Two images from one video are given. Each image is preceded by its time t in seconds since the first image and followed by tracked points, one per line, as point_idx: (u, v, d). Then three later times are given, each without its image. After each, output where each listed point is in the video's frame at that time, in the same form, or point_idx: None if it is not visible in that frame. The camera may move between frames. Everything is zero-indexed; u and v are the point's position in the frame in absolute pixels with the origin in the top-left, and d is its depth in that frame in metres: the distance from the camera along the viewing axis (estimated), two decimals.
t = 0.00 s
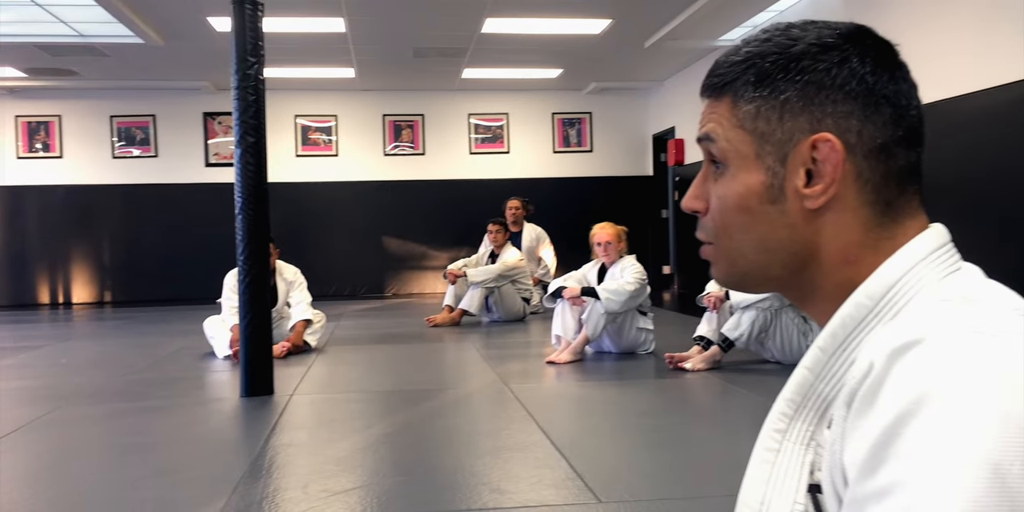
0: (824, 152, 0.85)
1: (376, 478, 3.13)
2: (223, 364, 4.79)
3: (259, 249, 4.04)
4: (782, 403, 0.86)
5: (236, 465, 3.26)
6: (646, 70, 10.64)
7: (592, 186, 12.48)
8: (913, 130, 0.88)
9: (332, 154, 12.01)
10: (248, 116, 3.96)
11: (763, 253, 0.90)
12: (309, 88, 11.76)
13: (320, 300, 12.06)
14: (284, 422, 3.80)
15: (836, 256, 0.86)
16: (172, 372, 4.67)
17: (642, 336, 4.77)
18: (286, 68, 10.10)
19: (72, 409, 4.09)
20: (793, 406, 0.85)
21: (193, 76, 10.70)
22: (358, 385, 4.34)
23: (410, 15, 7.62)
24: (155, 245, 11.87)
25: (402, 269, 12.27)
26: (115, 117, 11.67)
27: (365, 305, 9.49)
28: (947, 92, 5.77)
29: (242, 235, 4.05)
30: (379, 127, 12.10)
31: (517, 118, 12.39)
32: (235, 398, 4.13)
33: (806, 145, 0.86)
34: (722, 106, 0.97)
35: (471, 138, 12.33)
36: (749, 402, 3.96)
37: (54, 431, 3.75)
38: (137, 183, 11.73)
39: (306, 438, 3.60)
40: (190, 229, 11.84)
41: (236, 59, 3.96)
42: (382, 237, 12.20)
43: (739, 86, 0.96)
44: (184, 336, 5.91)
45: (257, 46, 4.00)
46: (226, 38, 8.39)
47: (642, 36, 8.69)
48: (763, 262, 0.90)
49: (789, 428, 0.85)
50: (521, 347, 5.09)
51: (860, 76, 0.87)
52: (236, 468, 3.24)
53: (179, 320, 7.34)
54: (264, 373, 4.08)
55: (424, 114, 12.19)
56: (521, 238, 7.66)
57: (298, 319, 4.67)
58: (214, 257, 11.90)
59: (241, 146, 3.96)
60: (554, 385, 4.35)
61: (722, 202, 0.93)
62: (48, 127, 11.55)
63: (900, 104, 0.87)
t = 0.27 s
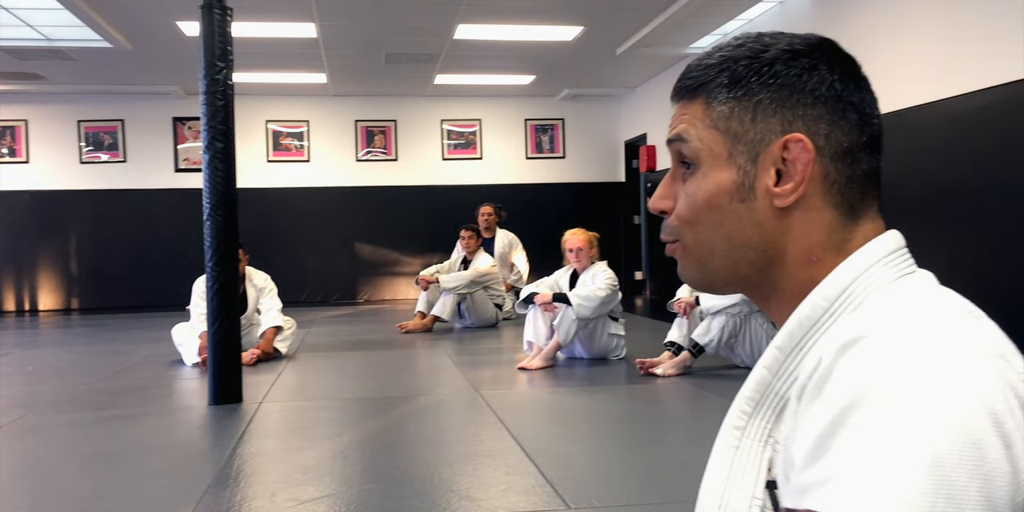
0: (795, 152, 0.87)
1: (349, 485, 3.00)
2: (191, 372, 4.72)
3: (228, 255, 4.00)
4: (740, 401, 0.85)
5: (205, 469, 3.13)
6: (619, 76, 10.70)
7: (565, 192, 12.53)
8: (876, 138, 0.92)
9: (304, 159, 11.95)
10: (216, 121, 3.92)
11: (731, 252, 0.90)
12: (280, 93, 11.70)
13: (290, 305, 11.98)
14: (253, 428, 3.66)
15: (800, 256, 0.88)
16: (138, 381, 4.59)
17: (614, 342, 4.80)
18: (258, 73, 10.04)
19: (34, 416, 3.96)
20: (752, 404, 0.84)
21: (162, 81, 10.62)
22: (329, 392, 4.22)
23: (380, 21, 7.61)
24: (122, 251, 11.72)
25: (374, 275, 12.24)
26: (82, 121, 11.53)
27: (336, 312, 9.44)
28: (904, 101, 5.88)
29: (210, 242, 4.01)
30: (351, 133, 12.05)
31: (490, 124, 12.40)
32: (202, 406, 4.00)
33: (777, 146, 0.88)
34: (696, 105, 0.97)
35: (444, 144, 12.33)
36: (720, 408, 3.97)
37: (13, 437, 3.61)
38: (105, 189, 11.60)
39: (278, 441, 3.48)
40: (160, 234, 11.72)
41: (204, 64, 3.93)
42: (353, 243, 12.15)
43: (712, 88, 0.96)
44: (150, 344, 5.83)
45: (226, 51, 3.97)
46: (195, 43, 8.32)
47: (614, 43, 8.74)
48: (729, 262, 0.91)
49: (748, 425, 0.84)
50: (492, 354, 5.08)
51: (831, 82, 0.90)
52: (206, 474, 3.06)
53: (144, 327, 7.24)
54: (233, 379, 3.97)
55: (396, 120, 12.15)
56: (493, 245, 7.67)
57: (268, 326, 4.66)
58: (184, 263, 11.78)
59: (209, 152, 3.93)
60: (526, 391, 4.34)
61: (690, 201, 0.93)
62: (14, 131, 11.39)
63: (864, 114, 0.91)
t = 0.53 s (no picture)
0: (777, 156, 0.97)
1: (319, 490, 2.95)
2: (161, 378, 4.68)
3: (199, 260, 3.96)
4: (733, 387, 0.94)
5: (176, 476, 3.06)
6: (594, 81, 10.76)
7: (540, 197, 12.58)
8: (836, 127, 1.05)
9: (277, 163, 11.88)
10: (187, 125, 3.89)
11: (727, 264, 0.97)
12: (253, 97, 11.64)
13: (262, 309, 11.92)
14: (224, 434, 3.59)
15: (785, 251, 1.00)
16: (107, 387, 4.52)
17: (588, 346, 4.83)
18: (230, 76, 9.96)
19: None
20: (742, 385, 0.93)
21: (132, 83, 10.49)
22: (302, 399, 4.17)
23: (353, 25, 7.60)
24: (91, 255, 11.58)
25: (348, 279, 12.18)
26: (51, 124, 11.35)
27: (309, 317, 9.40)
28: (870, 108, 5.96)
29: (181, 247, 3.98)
30: (325, 137, 11.99)
31: (465, 128, 12.41)
32: (172, 412, 3.94)
33: (757, 154, 0.96)
34: (661, 130, 1.00)
35: (418, 148, 12.32)
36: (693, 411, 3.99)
37: None
38: (73, 192, 11.44)
39: (251, 447, 3.42)
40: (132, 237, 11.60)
41: (175, 68, 3.89)
42: (328, 247, 12.13)
43: (677, 108, 0.99)
44: (118, 350, 5.76)
45: (196, 54, 3.94)
46: (165, 45, 8.22)
47: (588, 49, 8.79)
48: (726, 271, 0.98)
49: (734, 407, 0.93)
50: (466, 359, 5.08)
51: (791, 83, 1.01)
52: (177, 479, 3.02)
53: (113, 332, 7.14)
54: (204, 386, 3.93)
55: (370, 123, 12.09)
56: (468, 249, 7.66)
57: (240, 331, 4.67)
58: (155, 267, 11.69)
59: (179, 156, 3.90)
60: (499, 396, 4.34)
61: (680, 222, 0.97)
62: None
63: (824, 106, 1.03)
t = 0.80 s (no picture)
0: (714, 161, 0.94)
1: (296, 492, 2.94)
2: (135, 382, 4.63)
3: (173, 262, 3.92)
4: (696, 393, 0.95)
5: (148, 481, 3.01)
6: (572, 85, 10.82)
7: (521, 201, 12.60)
8: (783, 129, 1.01)
9: (253, 166, 11.88)
10: (162, 126, 3.86)
11: (675, 266, 0.97)
12: (231, 99, 11.60)
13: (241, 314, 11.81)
14: (199, 438, 3.54)
15: (734, 253, 0.98)
16: (80, 391, 4.46)
17: (566, 349, 4.84)
18: (206, 78, 9.91)
19: None
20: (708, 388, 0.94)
21: (108, 85, 10.43)
22: (279, 402, 4.13)
23: (330, 28, 7.60)
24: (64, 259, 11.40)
25: (327, 282, 12.13)
26: (24, 127, 11.29)
27: (288, 321, 9.35)
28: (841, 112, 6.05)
29: (156, 249, 3.94)
30: (302, 140, 12.00)
31: (444, 132, 12.43)
32: (147, 416, 3.88)
33: (696, 159, 0.95)
34: (608, 143, 1.01)
35: (397, 151, 12.31)
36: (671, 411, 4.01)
37: None
38: (47, 196, 11.31)
39: (226, 451, 3.38)
40: (106, 241, 11.45)
41: (150, 69, 3.87)
42: (305, 250, 12.02)
43: (620, 119, 1.00)
44: (91, 354, 5.69)
45: (173, 54, 3.92)
46: (140, 47, 8.17)
47: (566, 53, 8.85)
48: (674, 272, 0.98)
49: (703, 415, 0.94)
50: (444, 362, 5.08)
51: (728, 87, 0.97)
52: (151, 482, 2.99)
53: (87, 338, 7.06)
54: (179, 389, 3.88)
55: (348, 126, 12.11)
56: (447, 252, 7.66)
57: (217, 334, 4.66)
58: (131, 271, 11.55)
59: (154, 157, 3.86)
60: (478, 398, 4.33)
61: (627, 229, 0.97)
62: None
63: (767, 109, 0.99)
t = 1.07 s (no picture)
0: (690, 155, 0.95)
1: (277, 493, 2.93)
2: (114, 384, 4.58)
3: (152, 263, 3.90)
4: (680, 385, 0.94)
5: (126, 482, 2.98)
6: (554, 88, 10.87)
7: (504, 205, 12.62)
8: (745, 118, 1.03)
9: (235, 167, 11.83)
10: (141, 125, 3.84)
11: (656, 262, 0.97)
12: (211, 100, 11.55)
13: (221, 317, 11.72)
14: (179, 439, 3.51)
15: (715, 244, 0.97)
16: (58, 393, 4.41)
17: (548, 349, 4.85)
18: (185, 79, 9.87)
19: None
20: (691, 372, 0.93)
21: (87, 86, 10.35)
22: (260, 404, 4.11)
23: (312, 28, 7.60)
24: (41, 262, 11.24)
25: (307, 284, 12.07)
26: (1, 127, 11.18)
27: (269, 323, 9.28)
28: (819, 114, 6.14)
29: (134, 249, 3.91)
30: (283, 141, 11.97)
31: (426, 134, 12.43)
32: (126, 417, 3.84)
33: (672, 153, 0.95)
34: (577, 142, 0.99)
35: (378, 153, 12.31)
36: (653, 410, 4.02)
37: None
38: (24, 198, 11.18)
39: (206, 452, 3.35)
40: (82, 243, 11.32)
41: (129, 68, 3.85)
42: (286, 251, 11.96)
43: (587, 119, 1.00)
44: (69, 356, 5.63)
45: (151, 53, 3.90)
46: (120, 47, 8.12)
47: (548, 55, 8.90)
48: (657, 266, 0.98)
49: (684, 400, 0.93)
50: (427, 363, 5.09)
51: (692, 82, 1.00)
52: (128, 484, 2.96)
53: (65, 340, 6.97)
54: (158, 390, 3.84)
55: (330, 128, 12.10)
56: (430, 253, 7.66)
57: (197, 334, 4.64)
58: (109, 274, 11.41)
59: (133, 157, 3.84)
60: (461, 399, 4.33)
61: (607, 229, 0.96)
62: None
63: (730, 98, 1.02)
